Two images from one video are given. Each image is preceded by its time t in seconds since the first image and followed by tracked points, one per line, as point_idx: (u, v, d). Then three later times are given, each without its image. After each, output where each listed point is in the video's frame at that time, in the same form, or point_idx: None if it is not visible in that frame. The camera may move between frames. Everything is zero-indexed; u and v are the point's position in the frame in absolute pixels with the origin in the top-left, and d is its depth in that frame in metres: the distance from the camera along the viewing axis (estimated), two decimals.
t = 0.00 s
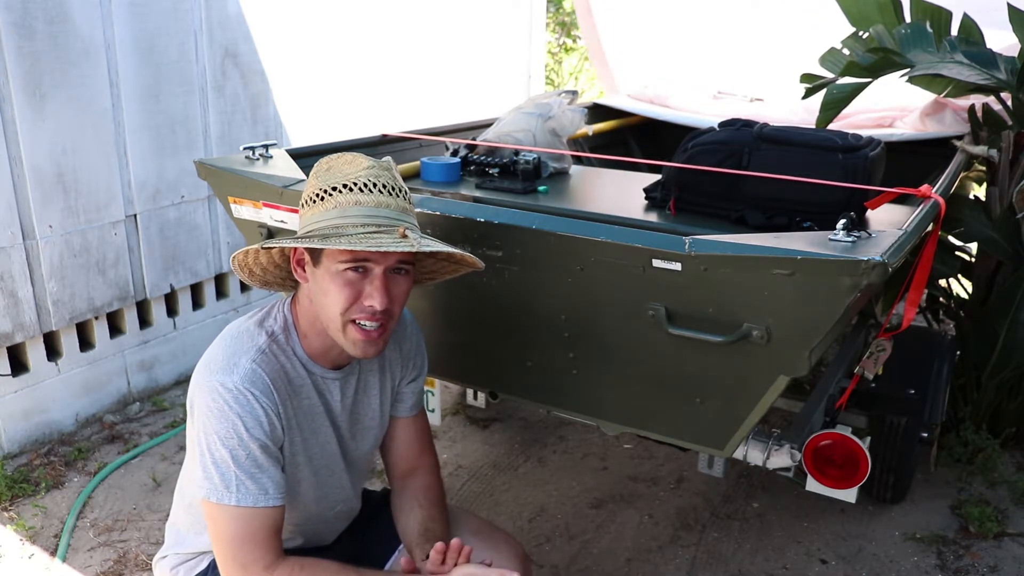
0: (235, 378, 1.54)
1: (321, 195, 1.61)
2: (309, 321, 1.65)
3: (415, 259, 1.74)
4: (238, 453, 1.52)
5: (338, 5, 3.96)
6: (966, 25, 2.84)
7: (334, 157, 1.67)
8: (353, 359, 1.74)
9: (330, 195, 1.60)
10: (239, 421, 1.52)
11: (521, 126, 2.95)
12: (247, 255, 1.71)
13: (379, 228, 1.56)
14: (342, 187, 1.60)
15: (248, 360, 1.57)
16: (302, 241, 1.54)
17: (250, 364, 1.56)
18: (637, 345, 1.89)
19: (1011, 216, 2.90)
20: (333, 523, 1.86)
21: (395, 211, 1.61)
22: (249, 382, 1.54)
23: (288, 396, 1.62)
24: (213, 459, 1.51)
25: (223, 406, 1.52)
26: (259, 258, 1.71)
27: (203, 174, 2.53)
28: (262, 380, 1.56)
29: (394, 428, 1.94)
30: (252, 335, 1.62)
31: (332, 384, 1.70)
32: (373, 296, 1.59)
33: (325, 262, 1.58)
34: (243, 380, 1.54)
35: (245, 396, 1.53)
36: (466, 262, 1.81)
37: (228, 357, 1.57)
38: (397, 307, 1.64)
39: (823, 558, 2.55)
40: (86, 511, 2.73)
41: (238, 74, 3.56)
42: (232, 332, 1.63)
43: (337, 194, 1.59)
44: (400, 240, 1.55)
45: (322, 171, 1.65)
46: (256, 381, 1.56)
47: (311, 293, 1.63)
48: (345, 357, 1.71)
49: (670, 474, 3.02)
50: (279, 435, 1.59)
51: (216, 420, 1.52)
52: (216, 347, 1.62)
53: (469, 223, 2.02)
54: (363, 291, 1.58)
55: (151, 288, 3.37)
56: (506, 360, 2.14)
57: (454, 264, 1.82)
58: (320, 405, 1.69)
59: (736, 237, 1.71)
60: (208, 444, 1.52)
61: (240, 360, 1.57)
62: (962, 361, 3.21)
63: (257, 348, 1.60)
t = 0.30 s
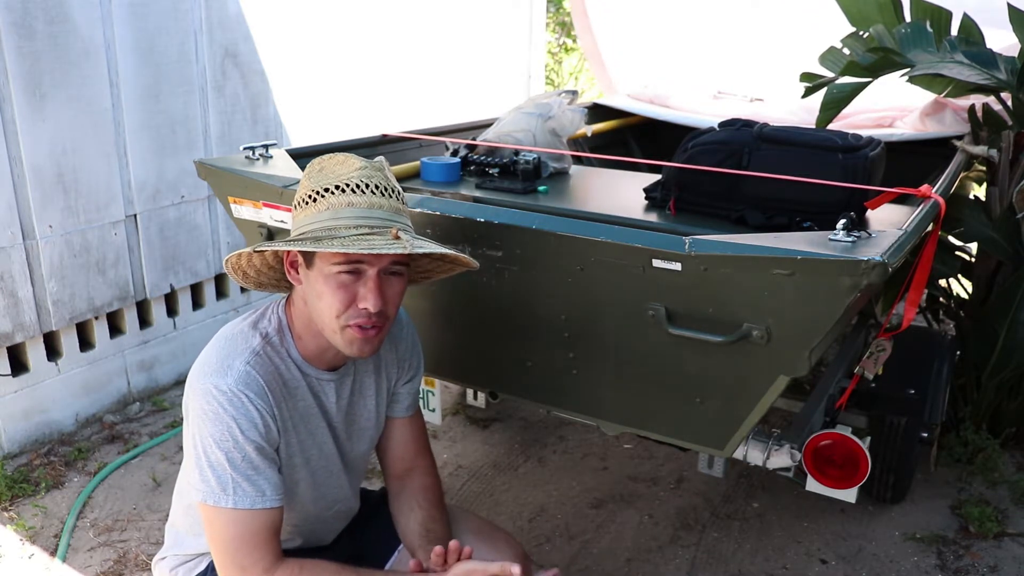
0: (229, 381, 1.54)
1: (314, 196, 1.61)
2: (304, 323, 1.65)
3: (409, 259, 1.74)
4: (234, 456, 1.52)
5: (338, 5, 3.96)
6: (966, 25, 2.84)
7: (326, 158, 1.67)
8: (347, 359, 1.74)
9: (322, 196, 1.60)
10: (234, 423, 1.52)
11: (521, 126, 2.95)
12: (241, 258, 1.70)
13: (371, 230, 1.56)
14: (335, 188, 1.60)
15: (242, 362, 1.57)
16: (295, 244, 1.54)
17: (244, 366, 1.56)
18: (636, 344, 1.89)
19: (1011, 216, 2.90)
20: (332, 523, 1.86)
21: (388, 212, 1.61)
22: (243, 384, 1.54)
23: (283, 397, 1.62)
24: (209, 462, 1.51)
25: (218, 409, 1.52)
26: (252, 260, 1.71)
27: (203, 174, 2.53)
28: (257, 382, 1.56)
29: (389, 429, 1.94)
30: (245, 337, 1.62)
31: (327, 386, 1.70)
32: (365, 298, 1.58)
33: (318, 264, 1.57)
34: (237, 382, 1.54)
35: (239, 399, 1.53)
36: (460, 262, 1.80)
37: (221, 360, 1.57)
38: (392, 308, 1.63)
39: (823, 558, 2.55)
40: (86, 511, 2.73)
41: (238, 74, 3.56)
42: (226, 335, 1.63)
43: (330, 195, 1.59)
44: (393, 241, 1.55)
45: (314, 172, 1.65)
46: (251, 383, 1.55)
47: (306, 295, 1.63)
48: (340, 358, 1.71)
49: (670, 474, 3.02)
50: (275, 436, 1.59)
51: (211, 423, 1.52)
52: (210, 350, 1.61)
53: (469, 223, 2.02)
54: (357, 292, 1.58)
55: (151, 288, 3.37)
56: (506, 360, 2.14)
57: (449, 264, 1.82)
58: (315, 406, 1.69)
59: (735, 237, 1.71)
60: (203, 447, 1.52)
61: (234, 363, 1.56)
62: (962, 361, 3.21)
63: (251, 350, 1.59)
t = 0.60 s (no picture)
0: (226, 383, 1.54)
1: (307, 197, 1.60)
2: (300, 324, 1.65)
3: (405, 258, 1.74)
4: (232, 457, 1.52)
5: (338, 4, 3.96)
6: (965, 25, 2.84)
7: (316, 158, 1.66)
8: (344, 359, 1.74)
9: (316, 197, 1.60)
10: (232, 425, 1.52)
11: (521, 126, 2.95)
12: (235, 263, 1.70)
13: (367, 231, 1.56)
14: (327, 189, 1.60)
15: (239, 364, 1.57)
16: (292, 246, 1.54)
17: (241, 368, 1.56)
18: (636, 344, 1.89)
19: (1011, 216, 2.90)
20: (331, 522, 1.86)
21: (382, 211, 1.62)
22: (241, 386, 1.54)
23: (280, 398, 1.62)
24: (207, 465, 1.51)
25: (216, 411, 1.52)
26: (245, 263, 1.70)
27: (203, 174, 2.53)
28: (254, 384, 1.56)
29: (387, 429, 1.94)
30: (242, 339, 1.62)
31: (324, 386, 1.70)
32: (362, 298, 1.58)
33: (314, 266, 1.57)
34: (234, 384, 1.54)
35: (236, 401, 1.53)
36: (456, 259, 1.81)
37: (218, 362, 1.57)
38: (389, 307, 1.63)
39: (823, 558, 2.55)
40: (86, 511, 2.73)
41: (238, 74, 3.56)
42: (221, 337, 1.63)
43: (323, 197, 1.59)
44: (389, 241, 1.55)
45: (306, 172, 1.64)
46: (248, 385, 1.55)
47: (301, 297, 1.62)
48: (338, 358, 1.71)
49: (670, 474, 3.02)
50: (272, 437, 1.59)
51: (208, 426, 1.52)
52: (206, 352, 1.61)
53: (469, 223, 2.02)
54: (353, 293, 1.58)
55: (151, 288, 3.37)
56: (505, 360, 2.14)
57: (444, 261, 1.82)
58: (312, 406, 1.69)
59: (735, 237, 1.71)
60: (201, 449, 1.52)
61: (231, 364, 1.56)
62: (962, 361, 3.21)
63: (247, 351, 1.59)
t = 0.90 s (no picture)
0: (225, 382, 1.54)
1: (303, 197, 1.60)
2: (299, 324, 1.64)
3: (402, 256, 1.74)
4: (232, 458, 1.52)
5: (339, 4, 3.96)
6: (966, 25, 2.84)
7: (312, 159, 1.66)
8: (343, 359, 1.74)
9: (311, 197, 1.60)
10: (232, 424, 1.52)
11: (521, 126, 2.95)
12: (231, 263, 1.70)
13: (364, 230, 1.56)
14: (322, 189, 1.60)
15: (238, 363, 1.57)
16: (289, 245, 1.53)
17: (240, 368, 1.56)
18: (636, 344, 1.89)
19: (1011, 216, 2.90)
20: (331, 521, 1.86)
21: (378, 210, 1.62)
22: (240, 386, 1.54)
23: (280, 398, 1.63)
24: (206, 465, 1.51)
25: (215, 411, 1.52)
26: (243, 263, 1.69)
27: (203, 174, 2.53)
28: (253, 383, 1.56)
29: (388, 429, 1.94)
30: (241, 338, 1.62)
31: (323, 385, 1.70)
32: (359, 296, 1.58)
33: (310, 266, 1.57)
34: (234, 383, 1.54)
35: (236, 401, 1.53)
36: (453, 257, 1.81)
37: (217, 361, 1.57)
38: (385, 306, 1.63)
39: (823, 558, 2.55)
40: (86, 511, 2.73)
41: (238, 74, 3.56)
42: (220, 337, 1.63)
43: (318, 197, 1.59)
44: (385, 240, 1.55)
45: (302, 173, 1.64)
46: (248, 384, 1.56)
47: (298, 297, 1.62)
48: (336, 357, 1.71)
49: (670, 474, 3.02)
50: (272, 437, 1.59)
51: (208, 425, 1.52)
52: (206, 353, 1.62)
53: (469, 223, 2.02)
54: (349, 293, 1.58)
55: (151, 288, 3.37)
56: (504, 359, 2.14)
57: (441, 260, 1.82)
58: (312, 406, 1.69)
59: (735, 237, 1.71)
60: (200, 449, 1.52)
61: (230, 364, 1.57)
62: (962, 361, 3.21)
63: (246, 351, 1.60)
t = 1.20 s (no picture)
0: (228, 382, 1.54)
1: (305, 198, 1.60)
2: (302, 323, 1.64)
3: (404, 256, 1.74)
4: (235, 457, 1.51)
5: (339, 4, 3.96)
6: (966, 25, 2.83)
7: (314, 160, 1.66)
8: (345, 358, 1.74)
9: (313, 198, 1.59)
10: (234, 423, 1.52)
11: (521, 126, 2.95)
12: (233, 263, 1.71)
13: (367, 230, 1.57)
14: (324, 190, 1.60)
15: (241, 363, 1.57)
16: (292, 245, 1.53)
17: (243, 367, 1.56)
18: (637, 343, 1.89)
19: (1011, 216, 2.90)
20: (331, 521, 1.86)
21: (381, 211, 1.62)
22: (243, 385, 1.54)
23: (283, 397, 1.62)
24: (208, 464, 1.51)
25: (218, 410, 1.52)
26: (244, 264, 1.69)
27: (203, 175, 2.53)
28: (256, 383, 1.56)
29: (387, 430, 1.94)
30: (244, 338, 1.62)
31: (326, 384, 1.71)
32: (361, 295, 1.58)
33: (313, 266, 1.57)
34: (237, 383, 1.54)
35: (239, 400, 1.53)
36: (455, 258, 1.82)
37: (220, 361, 1.57)
38: (388, 306, 1.63)
39: (823, 558, 2.55)
40: (86, 511, 2.73)
41: (238, 74, 3.56)
42: (224, 336, 1.63)
43: (321, 197, 1.59)
44: (389, 240, 1.56)
45: (304, 174, 1.64)
46: (251, 384, 1.55)
47: (301, 297, 1.62)
48: (338, 356, 1.71)
49: (670, 474, 3.02)
50: (274, 437, 1.59)
51: (210, 424, 1.52)
52: (209, 352, 1.61)
53: (469, 223, 2.02)
54: (352, 293, 1.58)
55: (151, 288, 3.37)
56: (504, 359, 2.14)
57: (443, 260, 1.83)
58: (315, 406, 1.69)
59: (735, 237, 1.71)
60: (203, 449, 1.51)
61: (233, 364, 1.57)
62: (962, 360, 3.21)
63: (250, 350, 1.60)
